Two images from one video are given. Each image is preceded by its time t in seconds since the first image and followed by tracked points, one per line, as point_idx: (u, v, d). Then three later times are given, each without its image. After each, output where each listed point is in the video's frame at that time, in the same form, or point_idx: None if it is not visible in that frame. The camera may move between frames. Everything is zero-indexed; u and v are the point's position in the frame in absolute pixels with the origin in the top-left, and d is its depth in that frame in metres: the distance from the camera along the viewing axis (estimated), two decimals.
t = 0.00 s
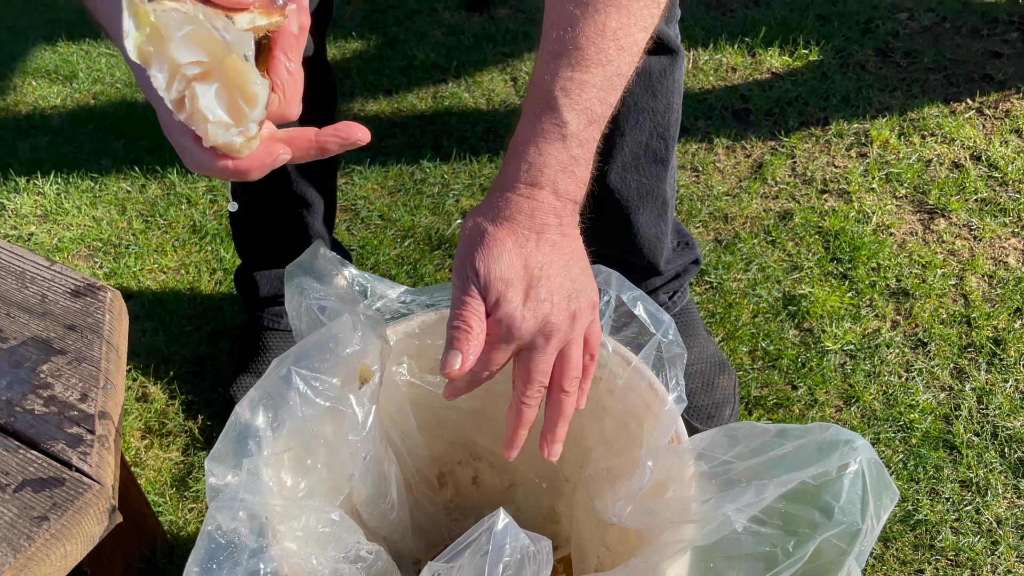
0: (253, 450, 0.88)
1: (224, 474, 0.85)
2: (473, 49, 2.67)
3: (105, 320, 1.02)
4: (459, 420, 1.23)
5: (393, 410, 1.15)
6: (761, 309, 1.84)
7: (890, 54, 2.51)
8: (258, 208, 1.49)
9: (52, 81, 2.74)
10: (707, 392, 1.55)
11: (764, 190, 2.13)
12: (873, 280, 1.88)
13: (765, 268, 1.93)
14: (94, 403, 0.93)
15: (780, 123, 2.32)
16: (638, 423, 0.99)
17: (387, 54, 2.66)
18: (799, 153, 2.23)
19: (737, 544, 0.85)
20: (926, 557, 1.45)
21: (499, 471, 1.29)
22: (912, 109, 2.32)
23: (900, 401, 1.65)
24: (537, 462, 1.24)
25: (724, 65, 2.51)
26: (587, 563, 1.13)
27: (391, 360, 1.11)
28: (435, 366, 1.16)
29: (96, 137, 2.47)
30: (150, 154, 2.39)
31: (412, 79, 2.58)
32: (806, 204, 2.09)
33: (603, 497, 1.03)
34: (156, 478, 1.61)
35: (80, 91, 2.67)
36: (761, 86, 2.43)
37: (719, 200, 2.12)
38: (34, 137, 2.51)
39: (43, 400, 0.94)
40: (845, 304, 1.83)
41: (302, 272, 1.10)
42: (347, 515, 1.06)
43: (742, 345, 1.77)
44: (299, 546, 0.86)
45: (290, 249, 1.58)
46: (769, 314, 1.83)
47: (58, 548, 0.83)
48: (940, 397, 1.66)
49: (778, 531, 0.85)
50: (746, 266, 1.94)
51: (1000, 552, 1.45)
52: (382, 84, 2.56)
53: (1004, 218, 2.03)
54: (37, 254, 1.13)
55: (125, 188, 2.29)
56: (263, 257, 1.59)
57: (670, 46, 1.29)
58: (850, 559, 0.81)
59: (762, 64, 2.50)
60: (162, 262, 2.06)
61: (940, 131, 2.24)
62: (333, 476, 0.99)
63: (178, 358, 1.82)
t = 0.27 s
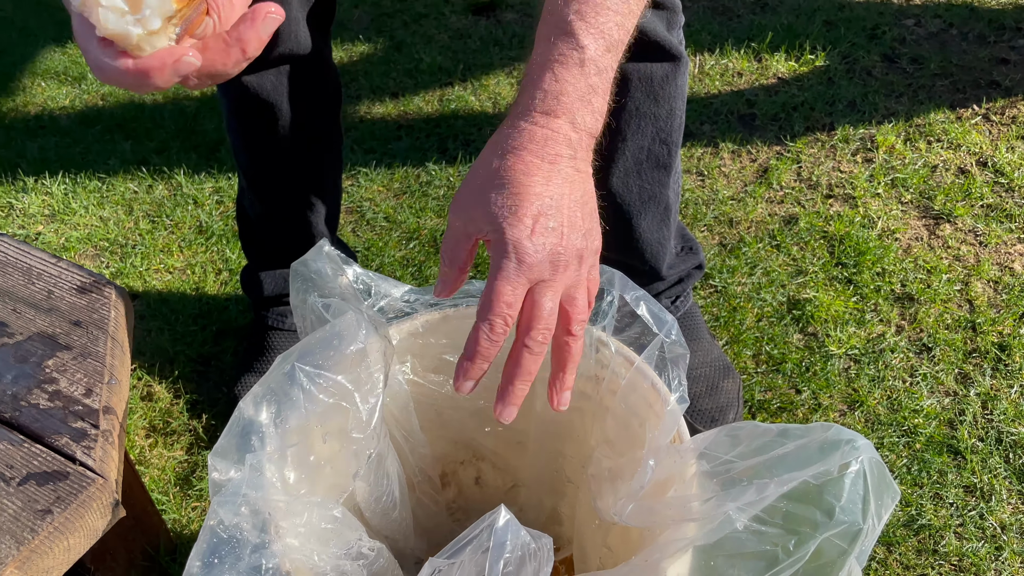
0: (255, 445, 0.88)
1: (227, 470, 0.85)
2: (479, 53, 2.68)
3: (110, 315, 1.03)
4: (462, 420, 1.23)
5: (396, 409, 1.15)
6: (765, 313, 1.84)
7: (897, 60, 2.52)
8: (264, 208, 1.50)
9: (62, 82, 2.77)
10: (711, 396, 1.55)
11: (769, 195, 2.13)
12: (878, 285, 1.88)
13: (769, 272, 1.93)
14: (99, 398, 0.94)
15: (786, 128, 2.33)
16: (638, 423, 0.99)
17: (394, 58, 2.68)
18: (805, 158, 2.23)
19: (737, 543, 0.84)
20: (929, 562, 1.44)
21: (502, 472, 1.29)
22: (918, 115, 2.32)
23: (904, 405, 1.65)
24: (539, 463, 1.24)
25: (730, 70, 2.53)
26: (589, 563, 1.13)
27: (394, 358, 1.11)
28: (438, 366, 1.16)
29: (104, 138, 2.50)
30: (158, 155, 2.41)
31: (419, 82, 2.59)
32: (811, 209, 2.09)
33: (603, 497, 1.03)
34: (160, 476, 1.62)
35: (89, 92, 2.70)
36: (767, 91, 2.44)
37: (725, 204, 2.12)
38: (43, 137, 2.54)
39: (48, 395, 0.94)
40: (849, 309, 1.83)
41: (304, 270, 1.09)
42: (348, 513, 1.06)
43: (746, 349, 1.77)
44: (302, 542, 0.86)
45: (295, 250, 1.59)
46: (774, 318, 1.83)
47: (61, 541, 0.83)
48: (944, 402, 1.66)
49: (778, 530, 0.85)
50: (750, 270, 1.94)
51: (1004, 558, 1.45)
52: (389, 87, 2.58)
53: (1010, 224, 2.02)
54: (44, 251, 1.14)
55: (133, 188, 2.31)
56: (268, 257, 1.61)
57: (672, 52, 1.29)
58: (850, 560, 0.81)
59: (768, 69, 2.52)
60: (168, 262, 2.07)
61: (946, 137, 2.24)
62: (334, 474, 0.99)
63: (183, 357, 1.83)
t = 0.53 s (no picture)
0: (276, 459, 0.89)
1: (248, 482, 0.88)
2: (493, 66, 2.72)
3: (132, 329, 1.06)
4: (476, 434, 1.25)
5: (411, 423, 1.17)
6: (776, 328, 1.85)
7: (909, 76, 2.54)
8: (273, 234, 1.50)
9: (81, 94, 2.83)
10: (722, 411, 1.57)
11: (781, 210, 2.15)
12: (889, 301, 1.88)
13: (781, 287, 1.94)
14: (122, 410, 0.96)
15: (798, 144, 2.34)
16: (651, 440, 1.00)
17: (410, 71, 2.72)
18: (816, 173, 2.24)
19: (750, 562, 0.86)
20: None
21: (514, 485, 1.31)
22: (931, 131, 2.32)
23: (915, 422, 1.65)
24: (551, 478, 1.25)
25: (742, 85, 2.56)
26: None
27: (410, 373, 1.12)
28: (453, 380, 1.17)
29: (123, 149, 2.55)
30: (176, 166, 2.46)
31: (433, 95, 2.62)
32: (822, 224, 2.10)
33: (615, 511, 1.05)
34: (176, 485, 1.64)
35: (109, 103, 2.77)
36: (779, 107, 2.47)
37: (736, 219, 2.14)
38: (63, 147, 2.58)
39: (72, 407, 0.96)
40: (860, 325, 1.84)
41: (326, 287, 1.06)
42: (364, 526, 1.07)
43: (757, 364, 1.78)
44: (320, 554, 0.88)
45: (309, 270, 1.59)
46: (785, 334, 1.84)
47: (86, 552, 0.85)
48: (955, 420, 1.66)
49: (789, 549, 0.87)
50: (762, 285, 1.95)
51: None
52: (403, 100, 2.61)
53: (1022, 241, 2.02)
54: (69, 264, 1.17)
55: (150, 199, 2.34)
56: (284, 279, 1.61)
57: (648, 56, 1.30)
58: None
59: (780, 84, 2.55)
60: (185, 272, 2.10)
61: (958, 153, 2.25)
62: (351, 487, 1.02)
63: (199, 367, 1.86)
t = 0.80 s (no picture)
0: (322, 520, 0.95)
1: (295, 543, 0.93)
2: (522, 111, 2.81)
3: (185, 387, 1.13)
4: (505, 487, 1.30)
5: (446, 479, 1.22)
6: (798, 377, 1.88)
7: (932, 122, 2.58)
8: (302, 277, 1.52)
9: (124, 133, 2.95)
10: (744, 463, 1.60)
11: (803, 257, 2.19)
12: (910, 353, 1.91)
13: (803, 336, 1.98)
14: (176, 467, 1.03)
15: (821, 191, 2.39)
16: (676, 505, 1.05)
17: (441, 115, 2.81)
18: (839, 221, 2.28)
19: None
20: None
21: (539, 535, 1.36)
22: (953, 179, 2.36)
23: (936, 476, 1.67)
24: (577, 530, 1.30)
25: (765, 130, 2.63)
26: None
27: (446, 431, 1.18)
28: (484, 437, 1.22)
29: (165, 188, 2.65)
30: (215, 206, 2.55)
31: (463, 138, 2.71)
32: (844, 273, 2.13)
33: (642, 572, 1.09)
34: (212, 523, 1.70)
35: (151, 142, 2.89)
36: (802, 153, 2.52)
37: (759, 265, 2.18)
38: (108, 185, 2.70)
39: (130, 463, 1.03)
40: (881, 376, 1.87)
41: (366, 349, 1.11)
42: None
43: (779, 414, 1.81)
44: None
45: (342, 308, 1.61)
46: (807, 383, 1.87)
47: None
48: (975, 474, 1.68)
49: None
50: (784, 333, 1.99)
51: None
52: (434, 143, 2.70)
53: None
54: (124, 321, 1.24)
55: (190, 238, 2.44)
56: (318, 317, 1.65)
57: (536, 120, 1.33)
58: None
59: (802, 129, 2.62)
60: (223, 311, 2.19)
61: (981, 203, 2.27)
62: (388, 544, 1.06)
63: (236, 406, 1.93)
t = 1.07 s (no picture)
0: None
1: None
2: (576, 187, 2.93)
3: (272, 480, 1.23)
4: None
5: None
6: (843, 468, 1.92)
7: (981, 208, 2.62)
8: (339, 333, 1.59)
9: (200, 200, 3.15)
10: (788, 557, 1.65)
11: (850, 344, 2.23)
12: (955, 447, 1.93)
13: (849, 425, 2.01)
14: (265, 560, 1.13)
15: (868, 276, 2.43)
16: None
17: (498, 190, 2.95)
18: (886, 308, 2.33)
19: None
20: None
21: None
22: (1001, 269, 2.39)
23: None
24: None
25: (814, 212, 2.70)
26: None
27: (507, 529, 1.26)
28: (541, 534, 1.30)
29: (237, 255, 2.82)
30: (283, 274, 2.71)
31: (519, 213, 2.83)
32: (891, 361, 2.17)
33: None
34: None
35: (225, 210, 3.07)
36: (850, 236, 2.57)
37: (806, 350, 2.23)
38: (184, 250, 2.88)
39: (224, 554, 1.14)
40: (927, 470, 1.89)
41: (437, 453, 1.22)
42: None
43: (824, 504, 1.84)
44: None
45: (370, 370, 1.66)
46: (852, 474, 1.90)
47: None
48: None
49: None
50: (830, 421, 2.03)
51: None
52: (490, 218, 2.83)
53: None
54: (216, 411, 1.35)
55: (260, 305, 2.59)
56: (350, 377, 1.71)
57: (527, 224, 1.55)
58: None
59: (851, 212, 2.67)
60: (290, 379, 2.32)
61: None
62: None
63: (300, 474, 2.05)
